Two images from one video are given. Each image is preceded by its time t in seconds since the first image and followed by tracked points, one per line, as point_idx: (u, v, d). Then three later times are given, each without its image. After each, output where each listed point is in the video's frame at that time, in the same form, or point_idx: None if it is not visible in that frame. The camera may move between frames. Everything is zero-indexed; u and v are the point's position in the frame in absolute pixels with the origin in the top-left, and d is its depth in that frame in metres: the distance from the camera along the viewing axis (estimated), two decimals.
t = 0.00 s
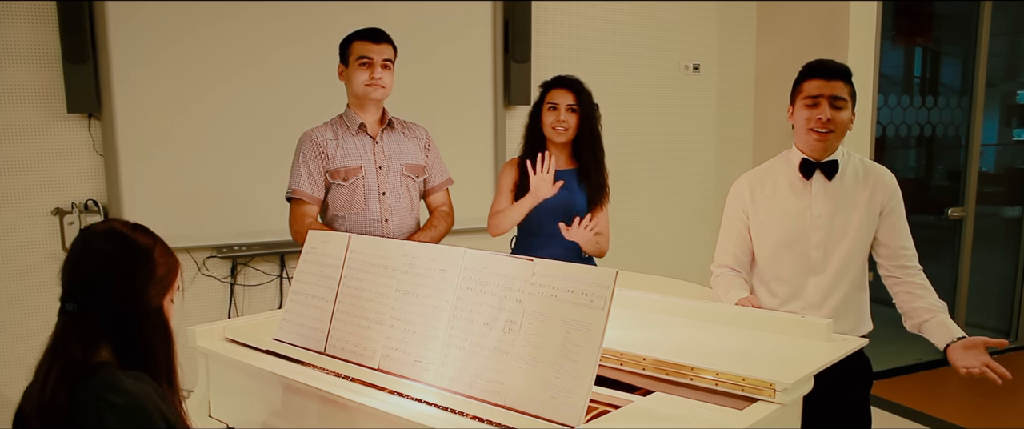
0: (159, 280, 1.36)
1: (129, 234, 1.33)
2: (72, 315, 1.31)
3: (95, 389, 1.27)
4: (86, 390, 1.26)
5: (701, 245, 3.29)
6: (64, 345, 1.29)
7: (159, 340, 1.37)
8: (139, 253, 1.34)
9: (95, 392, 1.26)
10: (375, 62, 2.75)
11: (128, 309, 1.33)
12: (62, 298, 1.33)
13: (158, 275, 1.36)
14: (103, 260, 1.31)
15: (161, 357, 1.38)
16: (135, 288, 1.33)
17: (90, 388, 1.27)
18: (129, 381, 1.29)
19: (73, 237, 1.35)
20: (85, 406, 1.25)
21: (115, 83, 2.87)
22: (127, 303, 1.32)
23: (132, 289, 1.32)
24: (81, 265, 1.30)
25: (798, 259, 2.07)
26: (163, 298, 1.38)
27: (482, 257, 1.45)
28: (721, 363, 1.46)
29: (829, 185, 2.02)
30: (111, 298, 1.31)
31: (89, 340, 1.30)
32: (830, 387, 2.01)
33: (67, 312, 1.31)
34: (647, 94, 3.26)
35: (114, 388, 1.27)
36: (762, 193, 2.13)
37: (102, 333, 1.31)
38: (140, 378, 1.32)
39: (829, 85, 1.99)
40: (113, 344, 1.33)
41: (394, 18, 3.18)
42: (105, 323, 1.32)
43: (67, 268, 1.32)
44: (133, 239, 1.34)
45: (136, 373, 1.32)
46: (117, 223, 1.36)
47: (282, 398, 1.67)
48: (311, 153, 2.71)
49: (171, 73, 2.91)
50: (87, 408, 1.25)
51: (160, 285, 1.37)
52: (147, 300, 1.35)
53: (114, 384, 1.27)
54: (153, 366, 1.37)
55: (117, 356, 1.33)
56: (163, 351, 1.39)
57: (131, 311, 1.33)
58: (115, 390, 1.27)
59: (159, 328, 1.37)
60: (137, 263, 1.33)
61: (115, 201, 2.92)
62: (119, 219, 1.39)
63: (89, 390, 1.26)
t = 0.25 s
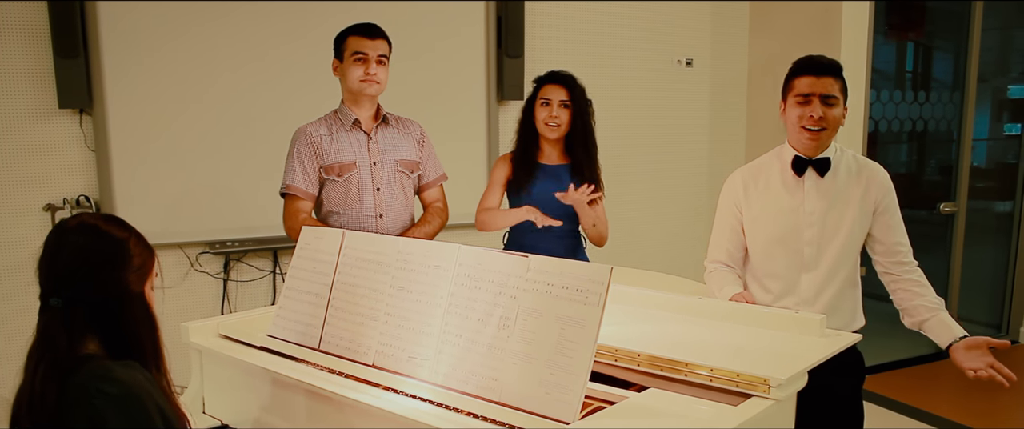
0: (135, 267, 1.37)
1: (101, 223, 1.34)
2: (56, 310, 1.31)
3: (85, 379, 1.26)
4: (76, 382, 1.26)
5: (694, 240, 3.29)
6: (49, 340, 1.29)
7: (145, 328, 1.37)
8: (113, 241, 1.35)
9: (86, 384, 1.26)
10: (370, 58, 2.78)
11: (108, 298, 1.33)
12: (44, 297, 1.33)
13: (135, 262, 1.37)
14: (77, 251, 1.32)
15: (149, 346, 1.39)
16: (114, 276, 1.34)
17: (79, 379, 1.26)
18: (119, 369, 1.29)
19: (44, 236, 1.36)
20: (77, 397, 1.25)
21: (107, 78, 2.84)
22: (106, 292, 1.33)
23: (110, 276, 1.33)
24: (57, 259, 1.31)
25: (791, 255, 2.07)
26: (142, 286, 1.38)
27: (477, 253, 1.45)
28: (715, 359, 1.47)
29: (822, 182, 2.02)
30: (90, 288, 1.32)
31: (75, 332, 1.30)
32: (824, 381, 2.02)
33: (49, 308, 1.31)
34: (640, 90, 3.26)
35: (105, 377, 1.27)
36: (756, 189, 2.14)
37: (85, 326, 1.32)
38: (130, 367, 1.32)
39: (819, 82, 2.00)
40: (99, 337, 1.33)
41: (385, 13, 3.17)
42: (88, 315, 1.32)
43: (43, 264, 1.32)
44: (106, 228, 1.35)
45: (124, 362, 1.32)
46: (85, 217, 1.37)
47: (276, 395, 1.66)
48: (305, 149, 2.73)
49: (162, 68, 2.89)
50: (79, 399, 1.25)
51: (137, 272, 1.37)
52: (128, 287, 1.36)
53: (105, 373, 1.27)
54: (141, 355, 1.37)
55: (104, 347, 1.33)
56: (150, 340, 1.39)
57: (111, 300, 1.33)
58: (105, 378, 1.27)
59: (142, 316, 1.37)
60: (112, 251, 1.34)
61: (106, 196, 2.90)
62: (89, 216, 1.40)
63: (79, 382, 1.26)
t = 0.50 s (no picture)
0: (132, 260, 1.34)
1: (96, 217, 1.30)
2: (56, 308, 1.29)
3: (88, 380, 1.25)
4: (80, 381, 1.25)
5: (692, 237, 3.29)
6: (50, 339, 1.28)
7: (145, 322, 1.35)
8: (108, 236, 1.31)
9: (90, 384, 1.25)
10: (369, 53, 2.77)
11: (106, 294, 1.31)
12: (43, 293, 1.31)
13: (131, 255, 1.34)
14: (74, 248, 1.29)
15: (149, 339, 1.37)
16: (110, 272, 1.31)
17: (83, 379, 1.25)
18: (122, 368, 1.28)
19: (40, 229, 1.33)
20: (82, 398, 1.24)
21: (104, 72, 2.83)
22: (104, 288, 1.31)
23: (106, 271, 1.30)
24: (54, 256, 1.29)
25: (791, 254, 2.07)
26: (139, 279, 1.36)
27: (476, 251, 1.45)
28: (714, 357, 1.47)
29: (824, 181, 2.01)
30: (88, 284, 1.30)
31: (77, 331, 1.29)
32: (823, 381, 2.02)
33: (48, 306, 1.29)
34: (639, 87, 3.24)
35: (107, 376, 1.26)
36: (756, 187, 2.14)
37: (85, 323, 1.30)
38: (133, 365, 1.30)
39: (824, 82, 1.97)
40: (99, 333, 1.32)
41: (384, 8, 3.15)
42: (87, 311, 1.31)
43: (39, 260, 1.30)
44: (101, 222, 1.32)
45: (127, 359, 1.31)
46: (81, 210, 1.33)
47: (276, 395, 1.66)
48: (303, 144, 2.72)
49: (158, 63, 2.87)
50: (84, 399, 1.24)
51: (134, 265, 1.34)
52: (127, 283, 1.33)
53: (108, 372, 1.26)
54: (142, 350, 1.36)
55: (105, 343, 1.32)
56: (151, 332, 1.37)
57: (109, 295, 1.31)
58: (108, 378, 1.26)
59: (141, 311, 1.35)
60: (108, 246, 1.31)
61: (102, 191, 2.89)
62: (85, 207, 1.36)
63: (83, 382, 1.25)
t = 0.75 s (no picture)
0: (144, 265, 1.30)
1: (109, 220, 1.26)
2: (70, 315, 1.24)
3: (105, 391, 1.20)
4: (95, 393, 1.20)
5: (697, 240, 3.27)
6: (63, 348, 1.22)
7: (157, 330, 1.32)
8: (122, 239, 1.27)
9: (107, 395, 1.20)
10: (374, 56, 2.76)
11: (119, 300, 1.27)
12: (52, 300, 1.25)
13: (144, 260, 1.30)
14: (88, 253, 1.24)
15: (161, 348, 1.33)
16: (125, 277, 1.26)
17: (98, 391, 1.20)
18: (138, 380, 1.24)
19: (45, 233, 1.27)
20: (96, 411, 1.19)
21: (108, 73, 2.83)
22: (118, 293, 1.26)
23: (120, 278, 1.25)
24: (65, 261, 1.23)
25: (797, 259, 2.07)
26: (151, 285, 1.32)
27: (482, 254, 1.44)
28: (720, 362, 1.45)
29: (832, 186, 2.01)
30: (102, 290, 1.25)
31: (90, 341, 1.24)
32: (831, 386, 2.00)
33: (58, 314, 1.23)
34: (644, 89, 3.23)
35: (125, 389, 1.21)
36: (764, 192, 2.12)
37: (98, 331, 1.25)
38: (149, 376, 1.26)
39: (833, 86, 1.98)
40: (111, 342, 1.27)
41: (388, 10, 3.15)
42: (99, 318, 1.26)
43: (48, 266, 1.24)
44: (113, 225, 1.27)
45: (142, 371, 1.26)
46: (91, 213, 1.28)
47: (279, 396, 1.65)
48: (309, 148, 2.73)
49: (162, 64, 2.87)
50: (99, 413, 1.19)
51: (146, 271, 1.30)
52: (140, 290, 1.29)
53: (126, 382, 1.22)
54: (155, 360, 1.32)
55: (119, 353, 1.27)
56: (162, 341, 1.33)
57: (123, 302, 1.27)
58: (125, 389, 1.21)
59: (154, 320, 1.31)
60: (122, 252, 1.26)
61: (107, 193, 2.89)
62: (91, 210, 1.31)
63: (99, 393, 1.20)
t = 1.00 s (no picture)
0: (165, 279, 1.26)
1: (133, 230, 1.22)
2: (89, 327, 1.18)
3: (125, 409, 1.13)
4: (115, 411, 1.13)
5: (704, 244, 3.26)
6: (83, 361, 1.16)
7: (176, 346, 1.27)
8: (145, 250, 1.23)
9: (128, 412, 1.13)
10: (381, 59, 2.76)
11: (140, 314, 1.22)
12: (70, 312, 1.19)
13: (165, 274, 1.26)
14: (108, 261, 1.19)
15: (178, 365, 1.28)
16: (146, 289, 1.22)
17: (118, 410, 1.13)
18: (160, 397, 1.18)
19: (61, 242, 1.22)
20: None
21: (114, 76, 2.83)
22: (140, 306, 1.22)
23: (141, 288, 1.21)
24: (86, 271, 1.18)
25: (805, 264, 2.04)
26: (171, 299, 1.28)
27: (488, 259, 1.43)
28: (728, 367, 1.44)
29: (840, 191, 1.99)
30: (123, 302, 1.20)
31: (111, 355, 1.19)
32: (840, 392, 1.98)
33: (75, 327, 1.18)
34: (651, 91, 3.21)
35: (145, 407, 1.14)
36: (773, 196, 2.11)
37: (118, 345, 1.20)
38: (169, 394, 1.20)
39: (847, 88, 1.96)
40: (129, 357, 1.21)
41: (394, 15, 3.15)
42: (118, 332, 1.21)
43: (65, 275, 1.18)
44: (136, 235, 1.23)
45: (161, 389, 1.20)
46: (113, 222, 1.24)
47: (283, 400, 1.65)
48: (314, 152, 2.70)
49: (169, 68, 2.88)
50: None
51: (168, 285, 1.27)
52: (161, 303, 1.25)
53: (148, 399, 1.15)
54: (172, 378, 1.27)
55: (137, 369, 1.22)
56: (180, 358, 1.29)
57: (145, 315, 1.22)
58: (146, 407, 1.14)
59: (173, 335, 1.27)
60: (145, 262, 1.22)
61: (113, 197, 2.89)
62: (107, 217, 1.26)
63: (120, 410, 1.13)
